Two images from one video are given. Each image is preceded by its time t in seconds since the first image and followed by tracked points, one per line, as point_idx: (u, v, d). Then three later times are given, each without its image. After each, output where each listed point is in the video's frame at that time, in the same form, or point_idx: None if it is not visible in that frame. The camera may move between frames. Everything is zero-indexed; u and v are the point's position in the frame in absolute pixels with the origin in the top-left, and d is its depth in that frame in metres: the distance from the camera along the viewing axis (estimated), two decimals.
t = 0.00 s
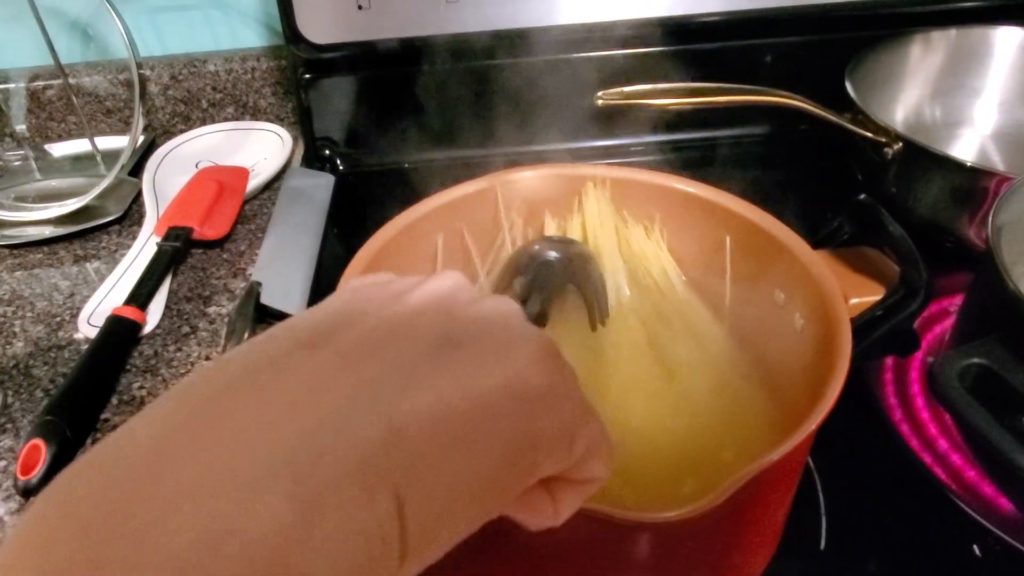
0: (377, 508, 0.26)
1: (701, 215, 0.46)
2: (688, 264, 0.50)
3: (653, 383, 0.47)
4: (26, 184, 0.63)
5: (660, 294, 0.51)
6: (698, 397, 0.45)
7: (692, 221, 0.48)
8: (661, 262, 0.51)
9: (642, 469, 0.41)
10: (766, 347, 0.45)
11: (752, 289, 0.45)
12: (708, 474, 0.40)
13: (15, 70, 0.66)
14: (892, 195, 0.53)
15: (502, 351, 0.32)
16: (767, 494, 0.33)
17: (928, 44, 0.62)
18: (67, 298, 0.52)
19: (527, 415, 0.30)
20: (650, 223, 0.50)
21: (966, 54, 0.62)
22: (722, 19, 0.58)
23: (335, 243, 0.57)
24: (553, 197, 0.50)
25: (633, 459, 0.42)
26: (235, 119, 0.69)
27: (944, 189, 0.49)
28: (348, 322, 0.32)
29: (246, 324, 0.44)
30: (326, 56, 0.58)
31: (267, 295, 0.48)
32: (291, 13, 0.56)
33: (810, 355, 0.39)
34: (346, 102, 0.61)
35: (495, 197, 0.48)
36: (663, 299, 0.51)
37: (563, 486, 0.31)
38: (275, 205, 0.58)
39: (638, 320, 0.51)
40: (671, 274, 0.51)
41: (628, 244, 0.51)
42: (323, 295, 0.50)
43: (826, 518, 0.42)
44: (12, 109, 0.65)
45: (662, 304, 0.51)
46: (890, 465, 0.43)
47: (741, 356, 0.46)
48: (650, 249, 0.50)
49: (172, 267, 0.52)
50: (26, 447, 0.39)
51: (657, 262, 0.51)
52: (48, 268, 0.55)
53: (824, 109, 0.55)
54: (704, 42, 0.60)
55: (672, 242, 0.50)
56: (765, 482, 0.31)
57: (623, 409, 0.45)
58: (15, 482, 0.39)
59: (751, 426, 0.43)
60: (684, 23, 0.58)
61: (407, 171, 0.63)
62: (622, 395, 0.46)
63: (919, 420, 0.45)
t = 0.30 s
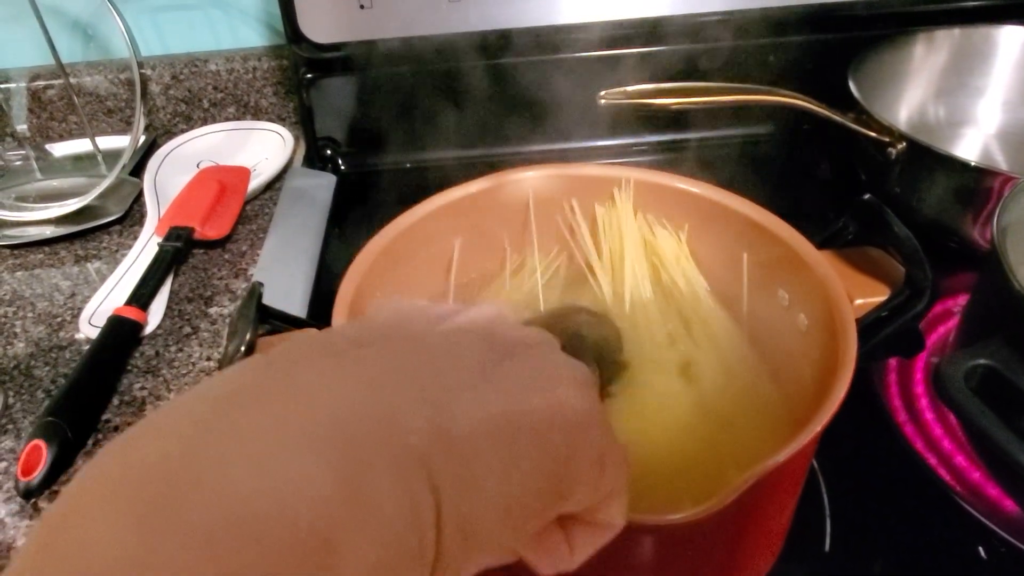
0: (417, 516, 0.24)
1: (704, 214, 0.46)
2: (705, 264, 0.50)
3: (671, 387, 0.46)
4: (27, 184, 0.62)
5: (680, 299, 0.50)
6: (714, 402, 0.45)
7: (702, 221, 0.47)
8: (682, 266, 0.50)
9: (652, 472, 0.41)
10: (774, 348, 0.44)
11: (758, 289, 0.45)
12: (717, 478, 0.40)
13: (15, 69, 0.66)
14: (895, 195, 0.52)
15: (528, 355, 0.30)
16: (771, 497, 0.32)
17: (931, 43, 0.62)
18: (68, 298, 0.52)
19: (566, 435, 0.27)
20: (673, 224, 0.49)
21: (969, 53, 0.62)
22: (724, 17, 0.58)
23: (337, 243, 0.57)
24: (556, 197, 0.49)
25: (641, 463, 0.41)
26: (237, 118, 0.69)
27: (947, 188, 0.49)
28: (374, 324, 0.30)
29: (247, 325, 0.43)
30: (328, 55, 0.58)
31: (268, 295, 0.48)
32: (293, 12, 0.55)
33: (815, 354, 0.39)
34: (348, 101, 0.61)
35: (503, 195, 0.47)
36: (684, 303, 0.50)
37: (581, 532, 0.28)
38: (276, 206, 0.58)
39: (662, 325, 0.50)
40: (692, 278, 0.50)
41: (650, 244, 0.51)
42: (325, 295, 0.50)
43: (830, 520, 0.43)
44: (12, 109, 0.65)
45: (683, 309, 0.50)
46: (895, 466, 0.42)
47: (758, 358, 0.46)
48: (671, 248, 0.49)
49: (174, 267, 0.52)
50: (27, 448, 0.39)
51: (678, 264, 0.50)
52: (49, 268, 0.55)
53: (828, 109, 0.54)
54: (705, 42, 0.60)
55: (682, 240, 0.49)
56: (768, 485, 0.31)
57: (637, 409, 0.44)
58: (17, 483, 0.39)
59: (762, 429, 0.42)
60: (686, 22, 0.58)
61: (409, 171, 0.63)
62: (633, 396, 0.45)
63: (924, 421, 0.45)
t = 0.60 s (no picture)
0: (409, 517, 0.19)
1: (706, 214, 0.46)
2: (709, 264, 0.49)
3: (675, 394, 0.45)
4: (27, 185, 0.62)
5: (686, 301, 0.50)
6: (719, 408, 0.44)
7: (707, 224, 0.47)
8: (688, 266, 0.49)
9: (654, 478, 0.40)
10: (779, 352, 0.44)
11: (761, 293, 0.45)
12: (718, 487, 0.39)
13: (16, 70, 0.66)
14: (898, 196, 0.52)
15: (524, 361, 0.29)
16: (775, 502, 0.32)
17: (934, 44, 0.61)
18: (68, 300, 0.52)
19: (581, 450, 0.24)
20: (681, 223, 0.48)
21: (972, 54, 0.62)
22: (726, 18, 0.58)
23: (338, 244, 0.57)
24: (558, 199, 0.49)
25: (643, 470, 0.41)
26: (238, 120, 0.68)
27: (951, 190, 0.49)
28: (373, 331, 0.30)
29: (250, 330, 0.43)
30: (328, 56, 0.57)
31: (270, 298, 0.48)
32: (294, 13, 0.55)
33: (819, 358, 0.39)
34: (349, 102, 0.61)
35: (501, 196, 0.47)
36: (688, 306, 0.50)
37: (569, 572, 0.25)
38: (278, 207, 0.58)
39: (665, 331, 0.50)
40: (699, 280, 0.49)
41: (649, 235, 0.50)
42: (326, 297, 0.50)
43: (835, 523, 0.43)
44: (13, 110, 0.65)
45: (688, 312, 0.50)
46: (898, 469, 0.42)
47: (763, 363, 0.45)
48: (678, 248, 0.49)
49: (175, 270, 0.52)
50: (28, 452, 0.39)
51: (683, 265, 0.49)
52: (50, 270, 0.55)
53: (830, 110, 0.54)
54: (707, 42, 0.60)
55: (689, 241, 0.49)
56: (772, 489, 0.31)
57: (640, 416, 0.44)
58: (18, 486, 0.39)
59: (766, 436, 0.42)
60: (689, 23, 0.58)
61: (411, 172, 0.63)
62: (635, 403, 0.45)
63: (928, 424, 0.44)
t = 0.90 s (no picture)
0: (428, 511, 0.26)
1: (707, 217, 0.46)
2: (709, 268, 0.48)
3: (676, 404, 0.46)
4: (29, 188, 0.62)
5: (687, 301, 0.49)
6: (717, 413, 0.45)
7: (707, 228, 0.47)
8: (689, 268, 0.48)
9: (654, 486, 0.41)
10: (780, 357, 0.44)
11: (762, 297, 0.45)
12: (716, 489, 0.40)
13: (17, 73, 0.66)
14: (899, 199, 0.52)
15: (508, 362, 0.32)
16: (774, 506, 0.32)
17: (934, 45, 0.61)
18: (70, 302, 0.52)
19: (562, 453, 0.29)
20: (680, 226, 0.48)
21: (972, 56, 0.62)
22: (727, 20, 0.58)
23: (339, 246, 0.57)
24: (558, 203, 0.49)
25: (643, 480, 0.41)
26: (239, 122, 0.68)
27: (951, 191, 0.49)
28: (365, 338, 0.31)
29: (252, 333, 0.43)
30: (329, 59, 0.58)
31: (272, 300, 0.48)
32: (295, 15, 0.55)
33: (820, 363, 0.39)
34: (351, 104, 0.61)
35: (504, 194, 0.47)
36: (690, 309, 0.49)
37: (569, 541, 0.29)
38: (279, 209, 0.58)
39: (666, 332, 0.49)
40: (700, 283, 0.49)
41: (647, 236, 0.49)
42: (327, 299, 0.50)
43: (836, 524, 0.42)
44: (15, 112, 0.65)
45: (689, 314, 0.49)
46: (900, 471, 0.43)
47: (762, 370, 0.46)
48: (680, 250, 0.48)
49: (177, 272, 0.52)
50: (31, 453, 0.39)
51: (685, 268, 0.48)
52: (52, 273, 0.55)
53: (830, 111, 0.54)
54: (706, 43, 0.60)
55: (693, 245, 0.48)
56: (772, 493, 0.31)
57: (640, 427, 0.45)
58: (20, 490, 0.39)
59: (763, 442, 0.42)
60: (690, 25, 0.58)
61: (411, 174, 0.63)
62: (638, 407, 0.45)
63: (929, 427, 0.44)
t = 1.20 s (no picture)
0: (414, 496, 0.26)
1: (703, 217, 0.46)
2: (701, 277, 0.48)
3: (674, 398, 0.45)
4: (26, 188, 0.62)
5: (679, 305, 0.49)
6: (715, 410, 0.44)
7: (703, 228, 0.47)
8: (680, 278, 0.48)
9: (652, 483, 0.40)
10: (776, 357, 0.44)
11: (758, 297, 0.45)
12: (714, 487, 0.40)
13: (15, 73, 0.66)
14: (896, 198, 0.52)
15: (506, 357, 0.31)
16: (769, 507, 0.32)
17: (932, 45, 0.61)
18: (67, 302, 0.52)
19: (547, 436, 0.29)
20: (668, 236, 0.49)
21: (969, 56, 0.62)
22: (725, 20, 0.58)
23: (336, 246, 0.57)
24: (556, 203, 0.49)
25: (641, 477, 0.41)
26: (236, 121, 0.68)
27: (948, 191, 0.49)
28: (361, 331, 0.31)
29: (247, 332, 0.42)
30: (327, 59, 0.58)
31: (269, 300, 0.48)
32: (293, 15, 0.55)
33: (816, 364, 0.39)
34: (348, 104, 0.61)
35: (501, 195, 0.47)
36: (685, 311, 0.49)
37: (560, 501, 0.30)
38: (276, 209, 0.58)
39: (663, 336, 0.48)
40: (690, 291, 0.49)
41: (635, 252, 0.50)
42: (324, 300, 0.50)
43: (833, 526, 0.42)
44: (12, 112, 0.65)
45: (683, 318, 0.49)
46: (897, 471, 0.43)
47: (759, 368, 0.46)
48: (670, 262, 0.48)
49: (173, 272, 0.52)
50: (26, 453, 0.39)
51: (675, 280, 0.48)
52: (48, 273, 0.55)
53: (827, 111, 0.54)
54: (704, 43, 0.60)
55: (683, 253, 0.48)
56: (767, 494, 0.31)
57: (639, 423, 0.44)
58: (16, 490, 0.39)
59: (761, 440, 0.42)
60: (688, 24, 0.58)
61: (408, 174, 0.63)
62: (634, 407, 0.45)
63: (925, 427, 0.44)
